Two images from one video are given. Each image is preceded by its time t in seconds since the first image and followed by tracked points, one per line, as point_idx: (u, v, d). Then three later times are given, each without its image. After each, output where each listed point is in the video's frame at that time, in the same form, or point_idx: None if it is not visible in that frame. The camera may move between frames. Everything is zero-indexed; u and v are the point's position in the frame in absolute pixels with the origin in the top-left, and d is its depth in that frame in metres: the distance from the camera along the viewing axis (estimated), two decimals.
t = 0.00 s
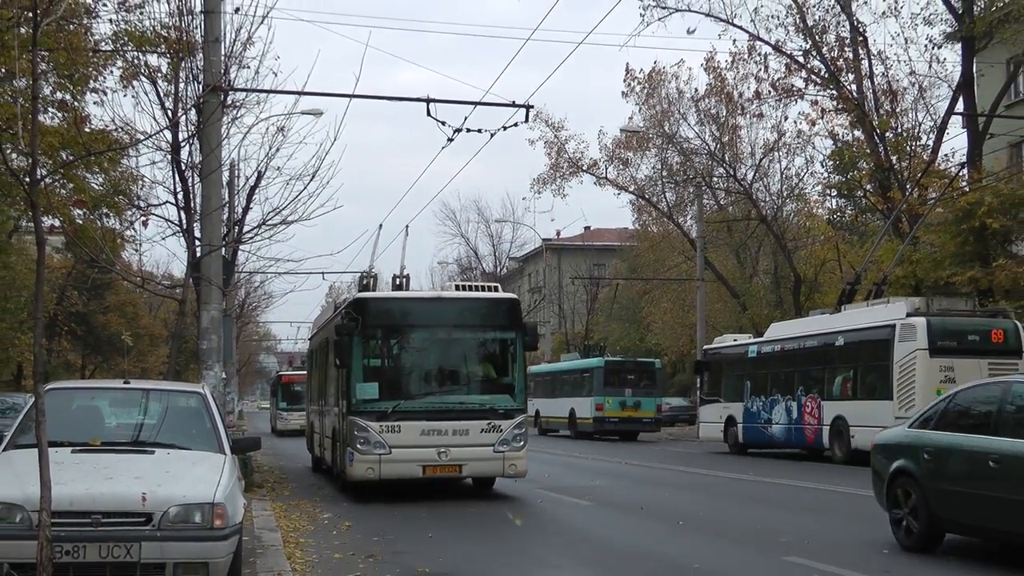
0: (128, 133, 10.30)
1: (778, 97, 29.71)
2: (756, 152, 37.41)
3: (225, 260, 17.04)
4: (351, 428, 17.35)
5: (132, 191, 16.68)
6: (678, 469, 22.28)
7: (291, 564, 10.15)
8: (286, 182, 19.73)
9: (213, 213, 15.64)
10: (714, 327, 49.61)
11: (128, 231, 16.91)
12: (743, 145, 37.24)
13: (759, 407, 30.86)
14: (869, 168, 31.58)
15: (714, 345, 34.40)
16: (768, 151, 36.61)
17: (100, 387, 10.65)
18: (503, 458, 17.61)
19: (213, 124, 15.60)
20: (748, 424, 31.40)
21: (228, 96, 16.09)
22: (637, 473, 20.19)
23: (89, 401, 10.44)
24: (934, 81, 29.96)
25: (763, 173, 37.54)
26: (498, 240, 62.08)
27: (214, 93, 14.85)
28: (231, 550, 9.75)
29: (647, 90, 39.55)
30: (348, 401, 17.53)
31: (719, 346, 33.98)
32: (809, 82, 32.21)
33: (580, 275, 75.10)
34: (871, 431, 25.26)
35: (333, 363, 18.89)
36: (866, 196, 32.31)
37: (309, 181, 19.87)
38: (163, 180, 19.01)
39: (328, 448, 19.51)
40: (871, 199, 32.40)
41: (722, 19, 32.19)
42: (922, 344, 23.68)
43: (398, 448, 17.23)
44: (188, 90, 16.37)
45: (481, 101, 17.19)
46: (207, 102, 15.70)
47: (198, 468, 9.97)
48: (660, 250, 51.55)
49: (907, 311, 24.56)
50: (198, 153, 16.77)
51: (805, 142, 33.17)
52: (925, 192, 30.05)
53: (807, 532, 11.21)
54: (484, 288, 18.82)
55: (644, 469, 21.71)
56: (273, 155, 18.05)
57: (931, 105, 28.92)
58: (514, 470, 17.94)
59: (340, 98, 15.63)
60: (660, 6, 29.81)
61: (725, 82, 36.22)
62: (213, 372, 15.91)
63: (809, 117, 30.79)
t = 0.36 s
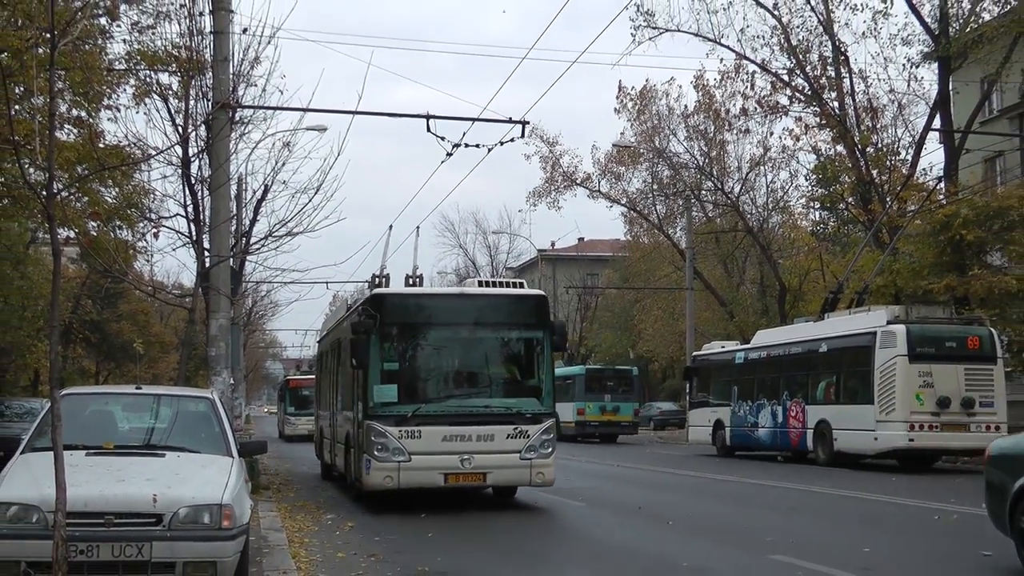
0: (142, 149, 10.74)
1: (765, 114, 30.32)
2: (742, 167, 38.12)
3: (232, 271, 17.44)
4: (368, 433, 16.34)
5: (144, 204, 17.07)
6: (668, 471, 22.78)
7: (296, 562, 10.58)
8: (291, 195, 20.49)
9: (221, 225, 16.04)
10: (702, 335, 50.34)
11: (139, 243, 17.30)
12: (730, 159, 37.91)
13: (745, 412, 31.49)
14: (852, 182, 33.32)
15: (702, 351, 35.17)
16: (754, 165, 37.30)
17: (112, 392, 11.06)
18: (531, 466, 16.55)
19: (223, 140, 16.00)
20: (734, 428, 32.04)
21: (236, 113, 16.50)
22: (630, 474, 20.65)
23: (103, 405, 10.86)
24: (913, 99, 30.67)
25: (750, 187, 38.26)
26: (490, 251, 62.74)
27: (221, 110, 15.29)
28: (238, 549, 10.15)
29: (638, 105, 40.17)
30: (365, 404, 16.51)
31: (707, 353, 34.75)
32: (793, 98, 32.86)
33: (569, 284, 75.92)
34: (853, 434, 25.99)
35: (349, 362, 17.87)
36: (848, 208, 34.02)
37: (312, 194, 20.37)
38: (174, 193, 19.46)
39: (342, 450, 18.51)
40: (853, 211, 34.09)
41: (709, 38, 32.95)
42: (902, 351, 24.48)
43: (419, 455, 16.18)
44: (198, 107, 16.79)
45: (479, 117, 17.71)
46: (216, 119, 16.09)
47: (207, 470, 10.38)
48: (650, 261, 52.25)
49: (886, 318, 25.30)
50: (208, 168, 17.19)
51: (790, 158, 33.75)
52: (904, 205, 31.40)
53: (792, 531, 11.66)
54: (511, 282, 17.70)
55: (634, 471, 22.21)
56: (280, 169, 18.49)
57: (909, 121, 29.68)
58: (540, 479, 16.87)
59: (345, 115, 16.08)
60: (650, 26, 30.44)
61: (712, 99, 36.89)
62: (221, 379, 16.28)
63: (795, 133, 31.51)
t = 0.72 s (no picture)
0: (156, 160, 11.18)
1: (754, 124, 30.77)
2: (733, 176, 38.64)
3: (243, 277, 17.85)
4: (391, 434, 15.47)
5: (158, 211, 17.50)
6: (664, 467, 23.24)
7: (306, 556, 11.05)
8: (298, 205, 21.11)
9: (234, 233, 16.46)
10: (696, 339, 50.90)
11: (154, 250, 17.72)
12: (721, 168, 38.42)
13: (737, 411, 32.15)
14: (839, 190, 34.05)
15: (697, 353, 35.76)
16: (744, 174, 37.83)
17: (129, 394, 11.51)
18: (568, 468, 15.60)
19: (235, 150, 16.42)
20: (727, 427, 32.68)
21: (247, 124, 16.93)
22: (628, 472, 21.10)
23: (119, 406, 11.30)
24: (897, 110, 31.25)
25: (741, 195, 38.82)
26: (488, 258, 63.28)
27: (232, 123, 15.73)
28: (250, 543, 10.57)
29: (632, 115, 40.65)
30: (388, 404, 15.64)
31: (701, 354, 35.38)
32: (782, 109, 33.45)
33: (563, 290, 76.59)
34: (840, 432, 26.58)
35: (370, 362, 16.99)
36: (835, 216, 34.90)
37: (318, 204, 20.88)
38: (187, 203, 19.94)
39: (363, 456, 17.57)
40: (840, 217, 34.94)
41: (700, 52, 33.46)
42: (886, 352, 25.08)
43: (447, 458, 15.29)
44: (210, 119, 17.22)
45: (479, 128, 18.21)
46: (228, 130, 16.51)
47: (220, 469, 10.80)
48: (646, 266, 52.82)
49: (871, 320, 25.93)
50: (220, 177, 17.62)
51: (779, 167, 34.30)
52: (889, 212, 32.16)
53: (783, 523, 12.13)
54: (542, 274, 16.85)
55: (630, 468, 22.68)
56: (288, 178, 18.94)
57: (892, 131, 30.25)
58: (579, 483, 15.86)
59: (351, 127, 16.54)
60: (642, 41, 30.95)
61: (704, 109, 37.41)
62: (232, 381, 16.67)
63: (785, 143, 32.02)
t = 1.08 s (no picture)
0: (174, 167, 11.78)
1: (740, 133, 31.41)
2: (723, 183, 39.33)
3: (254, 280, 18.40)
4: (419, 431, 14.47)
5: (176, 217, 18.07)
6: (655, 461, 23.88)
7: (316, 545, 11.73)
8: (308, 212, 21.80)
9: (248, 237, 17.05)
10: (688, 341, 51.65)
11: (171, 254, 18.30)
12: (711, 176, 39.11)
13: (726, 406, 33.21)
14: (821, 196, 34.93)
15: (687, 352, 36.67)
16: (733, 181, 38.53)
17: (147, 391, 12.08)
18: (609, 469, 14.72)
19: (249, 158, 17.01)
20: (716, 422, 33.72)
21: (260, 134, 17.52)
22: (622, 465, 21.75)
23: (138, 402, 11.87)
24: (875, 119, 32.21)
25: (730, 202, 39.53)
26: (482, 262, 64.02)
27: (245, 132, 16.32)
28: (263, 532, 11.14)
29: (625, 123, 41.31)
30: (413, 398, 14.63)
31: (691, 353, 36.26)
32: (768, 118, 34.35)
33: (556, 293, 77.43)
34: (824, 426, 27.81)
35: (394, 351, 15.99)
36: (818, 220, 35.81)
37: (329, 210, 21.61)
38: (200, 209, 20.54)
39: (386, 455, 16.57)
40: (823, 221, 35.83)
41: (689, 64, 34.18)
42: (867, 350, 26.29)
43: (480, 458, 14.33)
44: (225, 129, 17.81)
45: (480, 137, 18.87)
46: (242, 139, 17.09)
47: (234, 462, 11.37)
48: (639, 270, 53.55)
49: (853, 321, 27.14)
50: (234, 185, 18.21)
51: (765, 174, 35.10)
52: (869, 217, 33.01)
53: (768, 513, 12.74)
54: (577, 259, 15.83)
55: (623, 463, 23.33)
56: (299, 185, 19.53)
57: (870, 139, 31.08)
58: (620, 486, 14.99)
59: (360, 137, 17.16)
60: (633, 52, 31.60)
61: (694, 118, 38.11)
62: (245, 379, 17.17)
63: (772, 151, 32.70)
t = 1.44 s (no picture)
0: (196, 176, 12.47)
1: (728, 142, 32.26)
2: (712, 189, 40.22)
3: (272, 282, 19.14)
4: (454, 427, 13.21)
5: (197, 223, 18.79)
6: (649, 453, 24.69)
7: (328, 531, 12.65)
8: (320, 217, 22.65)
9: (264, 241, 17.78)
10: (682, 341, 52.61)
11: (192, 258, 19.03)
12: (701, 181, 40.00)
13: (715, 400, 34.21)
14: (806, 201, 36.04)
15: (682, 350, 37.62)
16: (722, 187, 39.38)
17: (170, 386, 12.82)
18: (660, 467, 13.53)
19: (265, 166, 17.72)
20: (707, 415, 34.73)
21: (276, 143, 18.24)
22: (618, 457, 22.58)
23: (162, 397, 12.60)
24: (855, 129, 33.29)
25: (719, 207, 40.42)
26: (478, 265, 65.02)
27: (262, 142, 17.03)
28: (279, 521, 11.84)
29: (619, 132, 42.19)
30: (447, 391, 13.37)
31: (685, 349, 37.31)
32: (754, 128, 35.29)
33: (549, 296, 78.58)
34: (807, 418, 28.71)
35: (423, 341, 14.76)
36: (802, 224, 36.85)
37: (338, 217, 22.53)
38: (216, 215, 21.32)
39: (416, 454, 15.36)
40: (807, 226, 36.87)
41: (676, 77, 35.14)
42: (849, 346, 27.03)
43: (520, 457, 13.09)
44: (242, 139, 18.53)
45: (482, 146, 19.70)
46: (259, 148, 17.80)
47: (252, 453, 12.07)
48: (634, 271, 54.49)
49: (835, 318, 27.94)
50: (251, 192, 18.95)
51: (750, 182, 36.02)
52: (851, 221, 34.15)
53: (757, 501, 13.48)
54: (617, 238, 14.57)
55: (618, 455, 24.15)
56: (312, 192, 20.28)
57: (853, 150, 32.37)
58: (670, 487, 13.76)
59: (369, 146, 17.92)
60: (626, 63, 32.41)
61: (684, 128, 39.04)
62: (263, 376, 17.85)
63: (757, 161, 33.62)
